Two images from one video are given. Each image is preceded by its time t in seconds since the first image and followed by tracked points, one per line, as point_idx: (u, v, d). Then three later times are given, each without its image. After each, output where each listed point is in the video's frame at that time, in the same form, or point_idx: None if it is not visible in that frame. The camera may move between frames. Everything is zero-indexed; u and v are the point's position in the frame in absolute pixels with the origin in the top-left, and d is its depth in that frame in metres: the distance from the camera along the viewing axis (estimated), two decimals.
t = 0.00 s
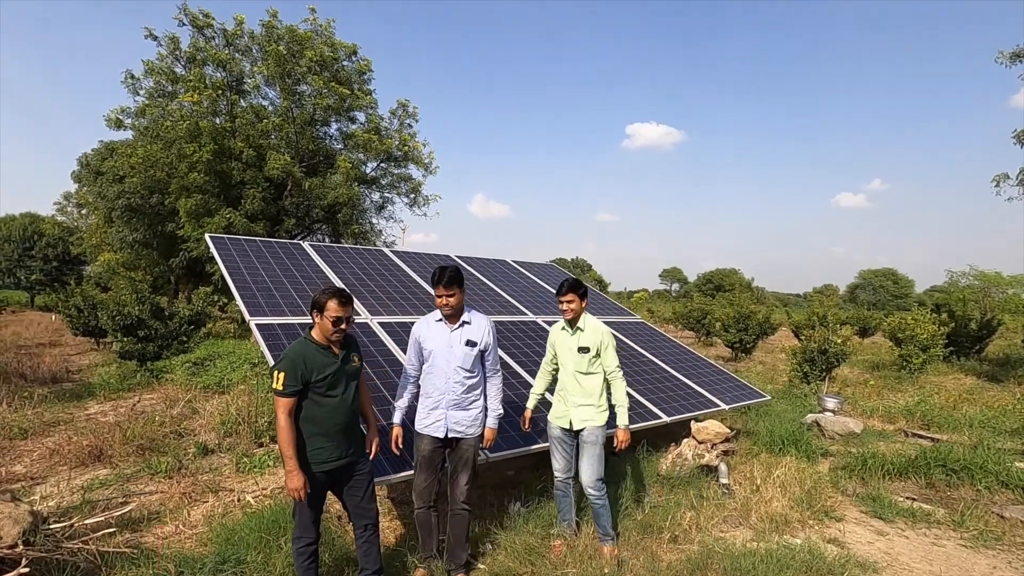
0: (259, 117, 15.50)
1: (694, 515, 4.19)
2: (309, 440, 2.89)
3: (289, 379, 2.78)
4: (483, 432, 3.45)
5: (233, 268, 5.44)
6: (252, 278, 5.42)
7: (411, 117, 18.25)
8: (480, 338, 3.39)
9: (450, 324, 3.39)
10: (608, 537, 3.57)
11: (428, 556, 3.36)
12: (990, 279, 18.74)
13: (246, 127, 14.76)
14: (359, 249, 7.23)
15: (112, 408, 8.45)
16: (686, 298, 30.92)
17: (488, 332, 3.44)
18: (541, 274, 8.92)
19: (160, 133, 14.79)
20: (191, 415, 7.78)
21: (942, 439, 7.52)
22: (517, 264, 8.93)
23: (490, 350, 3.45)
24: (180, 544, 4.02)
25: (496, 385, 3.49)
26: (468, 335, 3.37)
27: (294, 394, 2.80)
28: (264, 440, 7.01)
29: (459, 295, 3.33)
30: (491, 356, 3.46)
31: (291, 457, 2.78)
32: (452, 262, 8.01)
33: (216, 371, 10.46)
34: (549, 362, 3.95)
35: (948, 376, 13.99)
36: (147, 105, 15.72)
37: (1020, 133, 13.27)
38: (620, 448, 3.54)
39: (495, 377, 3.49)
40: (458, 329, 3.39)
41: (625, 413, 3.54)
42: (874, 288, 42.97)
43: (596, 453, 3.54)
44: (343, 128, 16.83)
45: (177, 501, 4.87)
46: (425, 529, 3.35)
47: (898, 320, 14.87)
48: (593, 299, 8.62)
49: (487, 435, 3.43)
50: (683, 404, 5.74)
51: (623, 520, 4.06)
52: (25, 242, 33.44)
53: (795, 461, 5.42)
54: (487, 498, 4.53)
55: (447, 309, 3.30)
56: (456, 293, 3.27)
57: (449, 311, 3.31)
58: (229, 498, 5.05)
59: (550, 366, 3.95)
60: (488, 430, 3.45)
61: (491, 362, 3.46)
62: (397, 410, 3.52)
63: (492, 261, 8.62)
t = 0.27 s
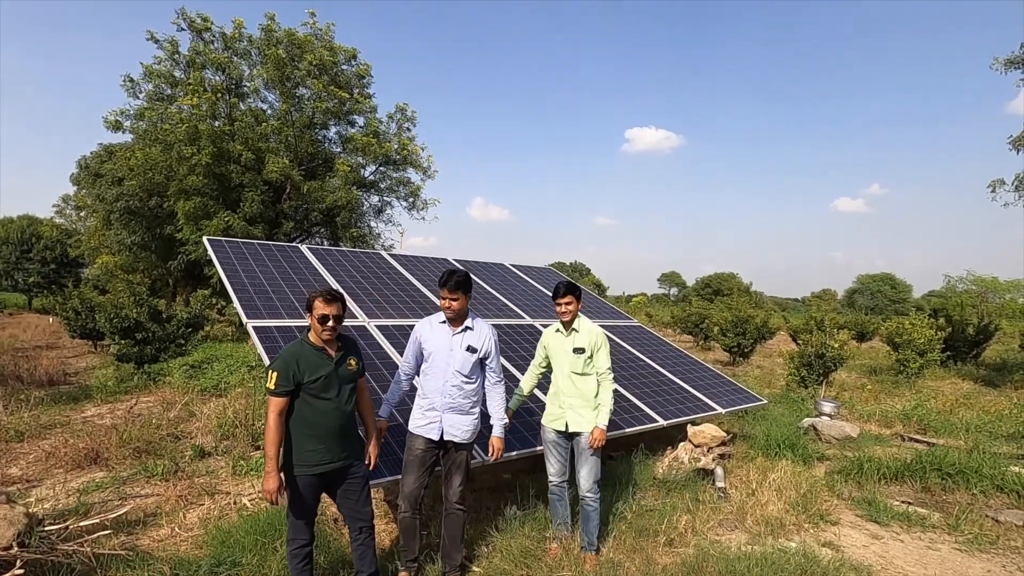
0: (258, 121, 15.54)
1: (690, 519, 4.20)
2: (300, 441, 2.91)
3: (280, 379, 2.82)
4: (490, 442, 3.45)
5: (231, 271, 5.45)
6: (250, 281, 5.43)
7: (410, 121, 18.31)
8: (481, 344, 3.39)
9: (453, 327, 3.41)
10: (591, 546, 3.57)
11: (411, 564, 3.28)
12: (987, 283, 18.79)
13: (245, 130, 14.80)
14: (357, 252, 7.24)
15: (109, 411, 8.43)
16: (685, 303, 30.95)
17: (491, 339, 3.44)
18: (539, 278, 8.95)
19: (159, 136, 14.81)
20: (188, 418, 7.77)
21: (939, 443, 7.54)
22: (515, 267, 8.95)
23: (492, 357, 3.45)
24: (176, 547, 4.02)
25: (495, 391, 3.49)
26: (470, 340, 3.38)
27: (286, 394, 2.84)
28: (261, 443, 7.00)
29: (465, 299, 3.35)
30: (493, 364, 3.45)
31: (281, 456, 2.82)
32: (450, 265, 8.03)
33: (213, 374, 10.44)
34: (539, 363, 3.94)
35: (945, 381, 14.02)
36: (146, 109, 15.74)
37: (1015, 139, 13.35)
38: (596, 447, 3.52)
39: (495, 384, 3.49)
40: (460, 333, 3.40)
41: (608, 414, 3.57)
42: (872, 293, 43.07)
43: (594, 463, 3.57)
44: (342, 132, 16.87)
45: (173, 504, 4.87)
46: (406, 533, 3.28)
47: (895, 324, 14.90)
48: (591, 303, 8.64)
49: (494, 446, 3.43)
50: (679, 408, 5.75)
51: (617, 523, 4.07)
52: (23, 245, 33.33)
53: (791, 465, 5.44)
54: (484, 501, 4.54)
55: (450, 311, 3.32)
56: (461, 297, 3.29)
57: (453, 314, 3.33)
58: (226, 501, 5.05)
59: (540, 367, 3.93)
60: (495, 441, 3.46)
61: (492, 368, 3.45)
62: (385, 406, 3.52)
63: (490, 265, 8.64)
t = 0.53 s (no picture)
0: (255, 123, 15.54)
1: (686, 522, 4.20)
2: (293, 443, 2.91)
3: (272, 382, 2.83)
4: (489, 442, 3.44)
5: (227, 273, 5.44)
6: (246, 283, 5.42)
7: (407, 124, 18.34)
8: (472, 345, 3.42)
9: (444, 330, 3.42)
10: (587, 550, 3.57)
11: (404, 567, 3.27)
12: (983, 287, 18.87)
13: (242, 133, 14.81)
14: (354, 255, 7.24)
15: (104, 413, 8.39)
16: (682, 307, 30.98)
17: (480, 340, 3.47)
18: (536, 281, 8.96)
19: (156, 138, 14.79)
20: (183, 420, 7.73)
21: (933, 447, 7.56)
22: (512, 270, 8.96)
23: (482, 358, 3.47)
24: (170, 549, 4.01)
25: (489, 393, 3.50)
26: (461, 341, 3.40)
27: (278, 396, 2.85)
28: (256, 445, 6.96)
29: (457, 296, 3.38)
30: (483, 364, 3.47)
31: (273, 458, 2.82)
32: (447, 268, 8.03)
33: (209, 377, 10.40)
34: (540, 371, 3.93)
35: (940, 385, 14.06)
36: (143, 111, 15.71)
37: (1010, 144, 13.43)
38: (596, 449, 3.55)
39: (487, 385, 3.50)
40: (451, 335, 3.41)
41: (609, 416, 3.57)
42: (868, 297, 43.28)
43: (595, 464, 3.59)
44: (339, 134, 16.87)
45: (168, 507, 4.85)
46: (400, 537, 3.27)
47: (891, 328, 14.95)
48: (587, 306, 8.65)
49: (492, 446, 3.43)
50: (676, 411, 5.76)
51: (613, 526, 4.07)
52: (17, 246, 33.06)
53: (786, 469, 5.45)
54: (480, 505, 4.53)
55: (442, 312, 3.34)
56: (452, 297, 3.32)
57: (444, 315, 3.35)
58: (221, 503, 5.03)
59: (540, 376, 3.92)
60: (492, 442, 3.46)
61: (483, 369, 3.48)
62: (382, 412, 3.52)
63: (487, 268, 8.64)
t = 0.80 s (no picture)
0: (252, 126, 15.53)
1: (683, 525, 4.22)
2: (289, 447, 2.91)
3: (268, 385, 2.84)
4: (470, 444, 3.47)
5: (224, 276, 5.44)
6: (243, 286, 5.42)
7: (405, 127, 18.37)
8: (462, 346, 3.44)
9: (432, 333, 3.43)
10: (586, 553, 3.58)
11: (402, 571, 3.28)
12: (977, 291, 19.00)
13: (239, 136, 14.81)
14: (351, 258, 7.25)
15: (99, 417, 8.35)
16: (679, 310, 31.03)
17: (469, 341, 3.49)
18: (533, 284, 8.98)
19: (152, 140, 14.77)
20: (180, 424, 7.71)
21: (929, 450, 7.60)
22: (509, 274, 8.98)
23: (472, 359, 3.49)
24: (167, 553, 4.01)
25: (479, 393, 3.53)
26: (450, 343, 3.42)
27: (274, 399, 2.86)
28: (253, 449, 6.95)
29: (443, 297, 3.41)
30: (473, 364, 3.50)
31: (268, 462, 2.82)
32: (444, 271, 8.04)
33: (205, 380, 10.36)
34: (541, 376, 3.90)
35: (935, 388, 14.12)
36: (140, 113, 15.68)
37: (1003, 149, 13.54)
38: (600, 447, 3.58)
39: (478, 386, 3.53)
40: (440, 338, 3.43)
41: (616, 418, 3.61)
42: (864, 300, 43.47)
43: (595, 466, 3.60)
44: (336, 138, 16.88)
45: (164, 511, 4.83)
46: (397, 540, 3.28)
47: (886, 331, 15.03)
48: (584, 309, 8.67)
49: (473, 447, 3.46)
50: (673, 414, 5.78)
51: (611, 529, 4.08)
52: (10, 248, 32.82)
53: (782, 471, 5.48)
54: (478, 508, 4.54)
55: (429, 314, 3.36)
56: (439, 299, 3.35)
57: (432, 317, 3.37)
58: (218, 507, 5.02)
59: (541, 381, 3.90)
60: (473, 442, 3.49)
61: (474, 370, 3.50)
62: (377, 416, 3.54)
63: (484, 271, 8.66)
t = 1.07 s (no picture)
0: (250, 129, 15.53)
1: (682, 527, 4.23)
2: (287, 450, 2.91)
3: (267, 387, 2.84)
4: (460, 448, 3.48)
5: (222, 279, 5.44)
6: (242, 289, 5.42)
7: (403, 130, 18.39)
8: (458, 347, 3.46)
9: (428, 335, 3.44)
10: (587, 555, 3.57)
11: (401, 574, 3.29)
12: (973, 293, 19.07)
13: (237, 138, 14.82)
14: (350, 260, 7.25)
15: (96, 420, 8.32)
16: (676, 313, 31.06)
17: (465, 342, 3.52)
18: (531, 287, 9.00)
19: (150, 143, 14.75)
20: (177, 427, 7.68)
21: (926, 452, 7.63)
22: (507, 277, 8.99)
23: (468, 361, 3.52)
24: (166, 556, 4.00)
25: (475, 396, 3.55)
26: (447, 345, 3.43)
27: (272, 402, 2.86)
28: (251, 452, 6.93)
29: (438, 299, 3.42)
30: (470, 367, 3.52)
31: (266, 465, 2.81)
32: (442, 274, 8.04)
33: (202, 383, 10.32)
34: (545, 382, 3.94)
35: (932, 390, 14.16)
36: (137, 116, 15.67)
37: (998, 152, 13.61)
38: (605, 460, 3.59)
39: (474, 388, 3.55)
40: (436, 341, 3.44)
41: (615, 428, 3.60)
42: (860, 302, 43.60)
43: (596, 471, 3.59)
44: (335, 140, 16.88)
45: (162, 514, 4.81)
46: (396, 542, 3.28)
47: (883, 334, 15.07)
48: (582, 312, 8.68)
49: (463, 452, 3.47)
50: (671, 417, 5.79)
51: (611, 532, 4.07)
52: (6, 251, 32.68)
53: (781, 474, 5.49)
54: (477, 511, 4.55)
55: (426, 317, 3.37)
56: (435, 301, 3.36)
57: (428, 319, 3.38)
58: (216, 510, 5.01)
59: (545, 385, 3.93)
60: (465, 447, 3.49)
61: (470, 372, 3.53)
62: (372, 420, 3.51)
63: (483, 274, 8.67)
